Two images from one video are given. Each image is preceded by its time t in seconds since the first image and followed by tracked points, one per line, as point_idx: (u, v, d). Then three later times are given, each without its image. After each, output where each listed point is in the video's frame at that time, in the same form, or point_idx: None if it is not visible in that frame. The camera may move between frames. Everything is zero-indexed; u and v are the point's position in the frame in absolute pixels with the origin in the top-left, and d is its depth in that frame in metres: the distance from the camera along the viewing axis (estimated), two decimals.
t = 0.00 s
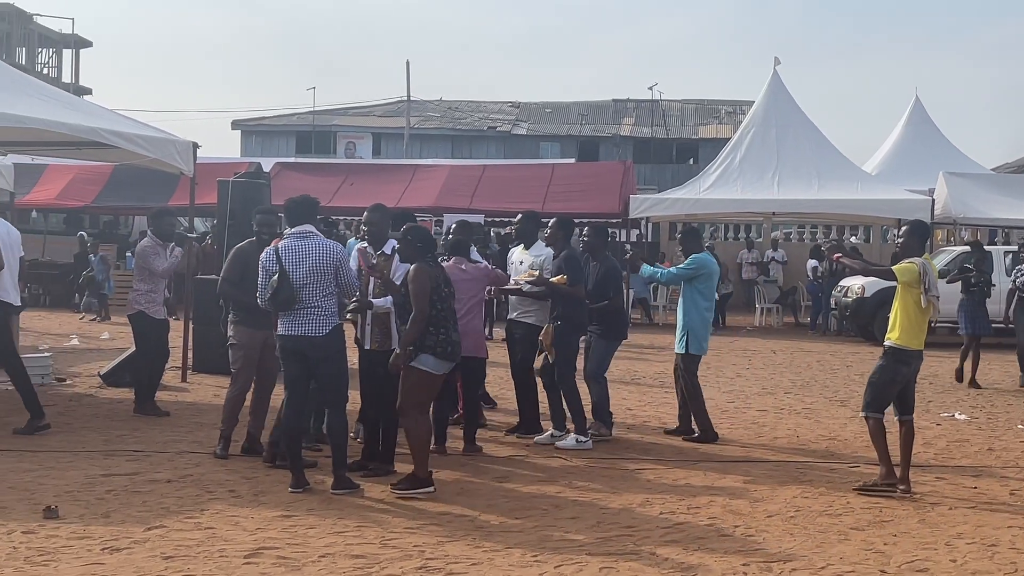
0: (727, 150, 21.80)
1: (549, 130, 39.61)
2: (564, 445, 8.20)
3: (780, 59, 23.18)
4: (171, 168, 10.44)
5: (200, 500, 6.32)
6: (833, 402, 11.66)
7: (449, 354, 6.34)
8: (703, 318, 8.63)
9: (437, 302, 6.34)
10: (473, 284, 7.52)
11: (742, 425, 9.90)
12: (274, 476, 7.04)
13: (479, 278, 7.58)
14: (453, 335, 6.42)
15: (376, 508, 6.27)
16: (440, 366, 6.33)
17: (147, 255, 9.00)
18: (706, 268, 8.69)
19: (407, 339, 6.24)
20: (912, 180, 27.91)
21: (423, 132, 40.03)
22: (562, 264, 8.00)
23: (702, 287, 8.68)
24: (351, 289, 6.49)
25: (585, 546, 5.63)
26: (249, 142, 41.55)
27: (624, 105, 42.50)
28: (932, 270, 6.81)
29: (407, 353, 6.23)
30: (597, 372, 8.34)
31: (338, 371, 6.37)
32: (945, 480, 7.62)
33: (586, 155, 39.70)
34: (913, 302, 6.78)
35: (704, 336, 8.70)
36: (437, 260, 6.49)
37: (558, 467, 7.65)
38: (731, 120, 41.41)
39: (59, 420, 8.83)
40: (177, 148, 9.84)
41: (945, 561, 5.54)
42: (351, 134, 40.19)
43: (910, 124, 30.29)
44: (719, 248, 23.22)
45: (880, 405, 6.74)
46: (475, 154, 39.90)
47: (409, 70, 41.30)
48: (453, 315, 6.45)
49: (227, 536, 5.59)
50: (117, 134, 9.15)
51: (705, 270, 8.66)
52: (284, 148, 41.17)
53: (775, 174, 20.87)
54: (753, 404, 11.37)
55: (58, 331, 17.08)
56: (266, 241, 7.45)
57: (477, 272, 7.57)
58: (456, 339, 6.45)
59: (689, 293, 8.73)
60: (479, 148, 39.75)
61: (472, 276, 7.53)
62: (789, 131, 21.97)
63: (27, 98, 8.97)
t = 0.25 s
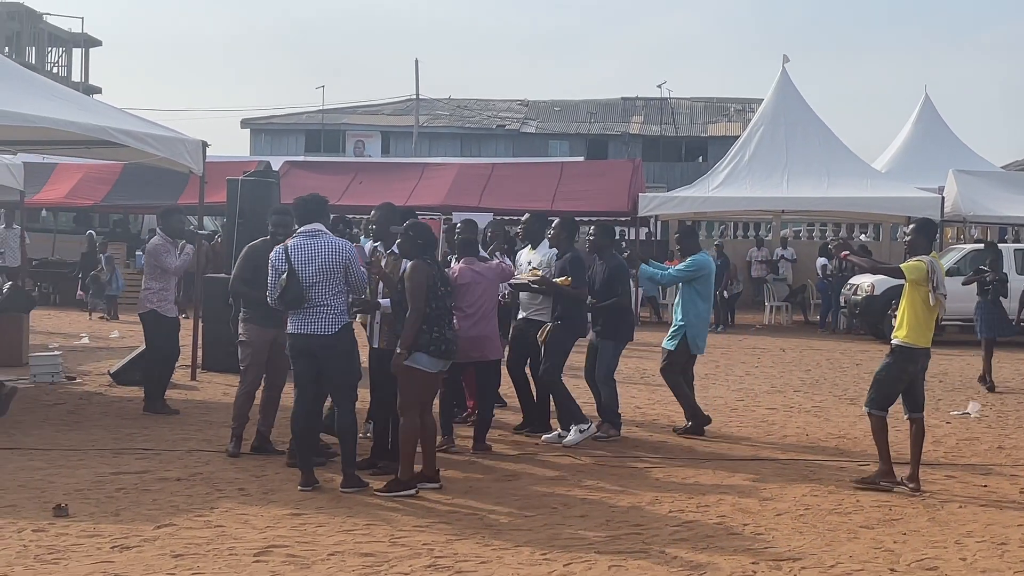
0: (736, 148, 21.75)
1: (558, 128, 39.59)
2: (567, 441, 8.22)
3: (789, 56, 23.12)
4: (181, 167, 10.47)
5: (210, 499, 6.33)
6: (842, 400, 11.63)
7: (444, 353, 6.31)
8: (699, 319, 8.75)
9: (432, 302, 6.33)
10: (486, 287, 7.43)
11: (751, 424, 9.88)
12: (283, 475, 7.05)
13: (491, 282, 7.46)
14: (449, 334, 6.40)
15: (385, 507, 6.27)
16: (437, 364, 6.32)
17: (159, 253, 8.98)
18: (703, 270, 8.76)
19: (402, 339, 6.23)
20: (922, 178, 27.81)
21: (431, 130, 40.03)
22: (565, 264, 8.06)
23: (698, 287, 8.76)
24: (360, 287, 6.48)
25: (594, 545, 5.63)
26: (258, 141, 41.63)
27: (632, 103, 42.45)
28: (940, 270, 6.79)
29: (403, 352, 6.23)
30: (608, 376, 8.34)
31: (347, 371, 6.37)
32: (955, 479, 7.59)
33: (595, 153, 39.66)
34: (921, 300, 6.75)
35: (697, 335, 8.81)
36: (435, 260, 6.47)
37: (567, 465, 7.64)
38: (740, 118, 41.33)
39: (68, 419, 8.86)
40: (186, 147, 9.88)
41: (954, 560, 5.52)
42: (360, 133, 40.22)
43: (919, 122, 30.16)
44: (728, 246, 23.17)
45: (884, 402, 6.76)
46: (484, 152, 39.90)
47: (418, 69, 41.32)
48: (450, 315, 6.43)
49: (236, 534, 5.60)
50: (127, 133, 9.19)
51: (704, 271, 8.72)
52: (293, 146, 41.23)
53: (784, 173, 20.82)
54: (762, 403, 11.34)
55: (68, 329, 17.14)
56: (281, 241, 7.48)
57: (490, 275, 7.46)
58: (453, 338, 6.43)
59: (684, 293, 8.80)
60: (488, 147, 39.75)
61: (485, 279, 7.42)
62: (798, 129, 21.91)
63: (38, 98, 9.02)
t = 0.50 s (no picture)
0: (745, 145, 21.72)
1: (567, 127, 39.57)
2: (543, 440, 8.15)
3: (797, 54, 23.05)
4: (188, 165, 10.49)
5: (219, 496, 6.34)
6: (851, 398, 11.59)
7: (440, 351, 6.29)
8: (695, 315, 8.71)
9: (429, 299, 6.30)
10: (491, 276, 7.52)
11: (759, 422, 9.85)
12: (292, 472, 7.05)
13: (496, 271, 7.57)
14: (447, 331, 6.37)
15: (394, 504, 6.27)
16: (433, 361, 6.30)
17: (167, 250, 9.03)
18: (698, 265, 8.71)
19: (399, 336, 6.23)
20: (931, 175, 27.72)
21: (440, 128, 40.06)
22: (562, 261, 7.91)
23: (694, 283, 8.71)
24: (369, 285, 6.48)
25: (603, 543, 5.62)
26: (267, 139, 41.71)
27: (641, 101, 42.40)
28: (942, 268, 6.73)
29: (399, 350, 6.22)
30: (620, 374, 8.35)
31: (357, 367, 6.36)
32: (964, 476, 7.55)
33: (604, 151, 39.61)
34: (923, 298, 6.72)
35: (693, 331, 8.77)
36: (433, 258, 6.44)
37: (575, 463, 7.63)
38: (748, 116, 41.25)
39: (78, 417, 8.88)
40: (194, 145, 9.91)
41: (964, 558, 5.50)
42: (369, 131, 40.27)
43: (928, 120, 30.05)
44: (737, 244, 23.10)
45: (889, 402, 6.74)
46: (493, 150, 39.90)
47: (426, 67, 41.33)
48: (448, 312, 6.40)
49: (246, 532, 5.60)
50: (135, 131, 9.22)
51: (699, 266, 8.68)
52: (302, 144, 41.30)
53: (793, 171, 20.75)
54: (771, 401, 11.31)
55: (77, 328, 17.20)
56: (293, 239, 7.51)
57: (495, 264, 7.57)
58: (450, 336, 6.40)
59: (679, 289, 8.75)
60: (497, 145, 39.73)
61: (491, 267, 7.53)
62: (807, 127, 21.84)
63: (47, 96, 9.05)
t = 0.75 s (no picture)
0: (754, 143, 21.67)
1: (575, 124, 39.52)
2: (551, 438, 8.14)
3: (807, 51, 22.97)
4: (197, 163, 10.50)
5: (228, 494, 6.34)
6: (861, 396, 11.55)
7: (440, 350, 6.27)
8: (693, 312, 8.71)
9: (430, 298, 6.28)
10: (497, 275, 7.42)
11: (768, 420, 9.82)
12: (301, 470, 7.05)
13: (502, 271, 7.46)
14: (449, 330, 6.34)
15: (403, 502, 6.27)
16: (433, 361, 6.29)
17: (175, 247, 8.98)
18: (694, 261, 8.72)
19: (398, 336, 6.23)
20: (941, 173, 27.63)
21: (448, 126, 40.06)
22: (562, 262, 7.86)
23: (689, 279, 8.72)
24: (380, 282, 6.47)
25: (612, 540, 5.61)
26: (276, 137, 41.76)
27: (649, 99, 42.34)
28: (938, 265, 6.75)
29: (398, 350, 6.22)
30: (611, 368, 8.30)
31: (366, 365, 6.35)
32: (974, 474, 7.52)
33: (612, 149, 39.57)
34: (919, 297, 6.76)
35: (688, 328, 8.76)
36: (435, 256, 6.41)
37: (584, 461, 7.62)
38: (757, 114, 41.17)
39: (87, 415, 8.90)
40: (203, 143, 9.91)
41: (974, 556, 5.47)
42: (377, 129, 40.29)
43: (937, 118, 29.95)
44: (745, 242, 23.05)
45: (890, 400, 6.78)
46: (501, 148, 39.89)
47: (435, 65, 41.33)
48: (450, 311, 6.38)
49: (255, 530, 5.60)
50: (144, 129, 9.23)
51: (694, 263, 8.69)
52: (310, 142, 41.34)
53: (802, 169, 20.69)
54: (780, 398, 11.29)
55: (86, 326, 17.24)
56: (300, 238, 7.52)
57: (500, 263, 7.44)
58: (453, 334, 6.37)
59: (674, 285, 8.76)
60: (505, 143, 39.72)
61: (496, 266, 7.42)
62: (816, 124, 21.77)
63: (57, 94, 9.06)
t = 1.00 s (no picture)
0: (762, 141, 21.62)
1: (583, 123, 39.48)
2: (559, 437, 8.13)
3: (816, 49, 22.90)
4: (206, 161, 10.51)
5: (237, 492, 6.35)
6: (869, 394, 11.52)
7: (446, 349, 6.26)
8: (689, 308, 8.69)
9: (435, 297, 6.27)
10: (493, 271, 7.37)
11: (776, 418, 9.80)
12: (309, 468, 7.06)
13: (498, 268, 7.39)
14: (455, 329, 6.33)
15: (411, 500, 6.26)
16: (439, 360, 6.28)
17: (183, 243, 9.10)
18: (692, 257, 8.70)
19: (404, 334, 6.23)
20: (950, 171, 27.53)
21: (456, 124, 40.05)
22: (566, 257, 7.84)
23: (686, 275, 8.71)
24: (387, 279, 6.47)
25: (620, 538, 5.60)
26: (284, 136, 41.81)
27: (658, 97, 42.27)
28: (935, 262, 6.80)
29: (404, 349, 6.22)
30: (616, 369, 8.22)
31: (375, 363, 6.34)
32: (983, 473, 7.49)
33: (620, 147, 39.51)
34: (917, 293, 6.80)
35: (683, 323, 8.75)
36: (442, 254, 6.39)
37: (592, 459, 7.61)
38: (766, 112, 41.08)
39: (96, 413, 8.92)
40: (212, 142, 9.93)
41: (983, 554, 5.45)
42: (385, 127, 40.33)
43: (946, 115, 29.84)
44: (754, 240, 23.00)
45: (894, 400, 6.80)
46: (509, 146, 39.86)
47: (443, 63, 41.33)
48: (456, 309, 6.36)
49: (263, 527, 5.61)
50: (153, 127, 9.25)
51: (692, 259, 8.67)
52: (319, 141, 41.37)
53: (810, 166, 20.63)
54: (789, 397, 11.25)
55: (95, 324, 17.28)
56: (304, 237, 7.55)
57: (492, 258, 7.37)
58: (459, 333, 6.36)
59: (672, 281, 8.74)
60: (514, 141, 39.69)
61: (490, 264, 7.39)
62: (825, 122, 21.72)
63: (66, 93, 9.08)
